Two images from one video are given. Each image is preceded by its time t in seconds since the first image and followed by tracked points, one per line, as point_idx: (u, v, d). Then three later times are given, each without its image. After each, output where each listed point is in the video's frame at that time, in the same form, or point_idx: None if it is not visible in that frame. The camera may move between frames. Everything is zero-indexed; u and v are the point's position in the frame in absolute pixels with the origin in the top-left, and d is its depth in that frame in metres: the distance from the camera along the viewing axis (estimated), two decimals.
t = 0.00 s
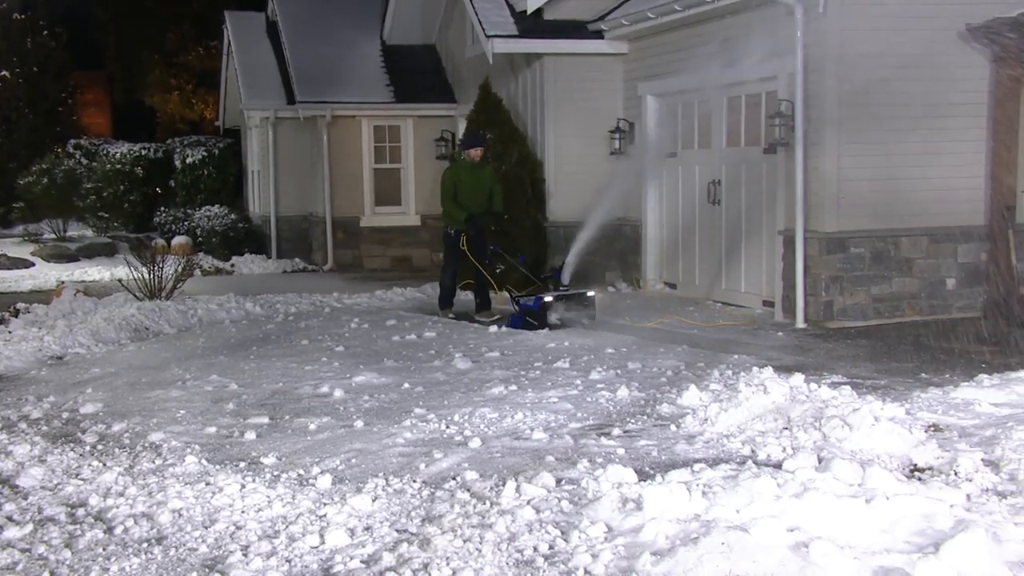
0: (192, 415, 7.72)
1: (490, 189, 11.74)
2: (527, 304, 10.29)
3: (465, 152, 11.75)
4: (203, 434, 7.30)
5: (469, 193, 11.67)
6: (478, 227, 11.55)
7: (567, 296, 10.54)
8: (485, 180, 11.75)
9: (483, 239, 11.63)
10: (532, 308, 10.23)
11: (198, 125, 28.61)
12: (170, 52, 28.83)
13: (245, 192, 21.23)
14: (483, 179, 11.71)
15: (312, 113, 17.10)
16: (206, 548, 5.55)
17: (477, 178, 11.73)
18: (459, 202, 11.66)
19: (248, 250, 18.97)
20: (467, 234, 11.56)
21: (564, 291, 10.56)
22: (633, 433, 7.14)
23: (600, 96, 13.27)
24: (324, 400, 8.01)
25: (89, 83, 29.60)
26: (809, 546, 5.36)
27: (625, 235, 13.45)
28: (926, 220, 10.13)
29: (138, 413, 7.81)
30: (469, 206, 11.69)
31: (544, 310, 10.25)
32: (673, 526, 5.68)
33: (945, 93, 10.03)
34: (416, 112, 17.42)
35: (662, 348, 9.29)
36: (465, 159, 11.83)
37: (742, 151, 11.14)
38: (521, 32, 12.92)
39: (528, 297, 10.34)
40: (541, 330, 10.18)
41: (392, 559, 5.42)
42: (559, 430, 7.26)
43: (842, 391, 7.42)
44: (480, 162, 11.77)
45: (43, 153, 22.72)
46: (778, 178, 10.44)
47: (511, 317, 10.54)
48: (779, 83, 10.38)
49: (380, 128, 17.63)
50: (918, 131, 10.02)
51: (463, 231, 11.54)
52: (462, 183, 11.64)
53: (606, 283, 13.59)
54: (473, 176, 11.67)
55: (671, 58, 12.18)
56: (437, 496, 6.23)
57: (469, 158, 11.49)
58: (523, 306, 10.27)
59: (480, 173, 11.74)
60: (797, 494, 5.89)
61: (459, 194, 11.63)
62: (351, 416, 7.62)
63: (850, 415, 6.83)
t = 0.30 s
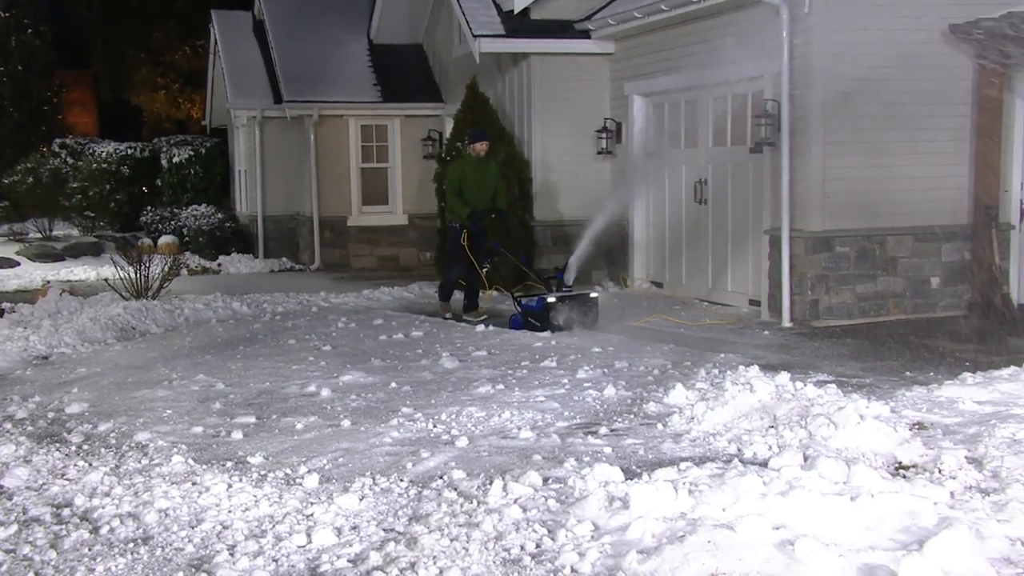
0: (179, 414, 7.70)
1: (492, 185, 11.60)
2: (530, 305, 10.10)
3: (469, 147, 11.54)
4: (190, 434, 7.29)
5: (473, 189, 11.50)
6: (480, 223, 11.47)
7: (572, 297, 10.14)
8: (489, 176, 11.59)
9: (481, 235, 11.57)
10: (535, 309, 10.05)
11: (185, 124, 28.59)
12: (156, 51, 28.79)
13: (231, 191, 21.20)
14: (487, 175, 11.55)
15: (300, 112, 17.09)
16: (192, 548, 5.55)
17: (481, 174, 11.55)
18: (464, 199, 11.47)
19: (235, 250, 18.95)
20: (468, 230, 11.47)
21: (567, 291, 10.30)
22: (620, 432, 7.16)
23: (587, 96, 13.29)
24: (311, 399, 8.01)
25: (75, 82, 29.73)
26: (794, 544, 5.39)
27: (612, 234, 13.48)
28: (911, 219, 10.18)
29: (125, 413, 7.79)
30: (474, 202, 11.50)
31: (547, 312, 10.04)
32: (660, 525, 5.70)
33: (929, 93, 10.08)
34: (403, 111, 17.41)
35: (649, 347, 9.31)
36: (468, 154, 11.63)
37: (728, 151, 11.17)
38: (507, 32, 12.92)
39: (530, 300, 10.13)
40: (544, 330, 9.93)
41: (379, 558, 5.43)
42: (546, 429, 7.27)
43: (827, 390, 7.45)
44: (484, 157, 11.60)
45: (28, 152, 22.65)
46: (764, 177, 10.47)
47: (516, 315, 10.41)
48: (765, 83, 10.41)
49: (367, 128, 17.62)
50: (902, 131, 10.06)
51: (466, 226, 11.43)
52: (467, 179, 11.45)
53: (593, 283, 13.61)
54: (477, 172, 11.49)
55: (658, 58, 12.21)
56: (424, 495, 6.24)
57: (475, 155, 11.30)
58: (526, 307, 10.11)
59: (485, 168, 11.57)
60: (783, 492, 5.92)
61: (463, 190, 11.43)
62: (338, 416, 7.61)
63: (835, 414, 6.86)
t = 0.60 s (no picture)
0: (162, 414, 7.71)
1: (488, 186, 11.56)
2: (529, 306, 9.89)
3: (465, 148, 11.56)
4: (173, 434, 7.29)
5: (469, 190, 11.49)
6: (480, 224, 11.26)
7: (571, 298, 9.85)
8: (485, 177, 11.57)
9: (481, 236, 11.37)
10: (533, 310, 9.84)
11: (167, 123, 28.56)
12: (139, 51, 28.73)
13: (215, 191, 21.16)
14: (483, 175, 11.53)
15: (283, 113, 17.07)
16: (175, 547, 5.55)
17: (477, 175, 11.55)
18: (460, 199, 11.46)
19: (218, 250, 18.94)
20: (467, 232, 11.27)
21: (565, 292, 10.03)
22: (602, 430, 7.20)
23: (570, 96, 13.33)
24: (294, 399, 8.02)
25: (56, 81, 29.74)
26: (775, 541, 5.44)
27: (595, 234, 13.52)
28: (891, 219, 10.25)
29: (107, 413, 7.79)
30: (470, 202, 11.50)
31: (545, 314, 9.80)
32: (642, 523, 5.74)
33: (909, 94, 10.14)
34: (387, 112, 17.41)
35: (631, 346, 9.35)
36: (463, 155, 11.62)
37: (710, 151, 11.22)
38: (490, 32, 12.95)
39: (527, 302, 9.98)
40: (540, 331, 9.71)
41: (362, 557, 5.44)
42: (529, 428, 7.30)
43: (808, 388, 7.50)
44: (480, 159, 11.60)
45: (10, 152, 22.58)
46: (746, 178, 10.53)
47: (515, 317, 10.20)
48: (746, 83, 10.46)
49: (350, 128, 17.61)
50: (883, 131, 10.11)
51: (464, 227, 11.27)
52: (463, 180, 11.45)
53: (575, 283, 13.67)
54: (473, 172, 11.47)
55: (640, 58, 12.25)
56: (408, 494, 6.26)
57: (470, 154, 11.29)
58: (524, 308, 9.90)
59: (480, 169, 11.56)
60: (764, 490, 5.97)
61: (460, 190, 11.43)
62: (321, 416, 7.62)
63: (816, 412, 6.92)
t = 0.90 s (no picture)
0: (143, 414, 7.70)
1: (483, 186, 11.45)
2: (529, 308, 9.69)
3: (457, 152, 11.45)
4: (154, 434, 7.29)
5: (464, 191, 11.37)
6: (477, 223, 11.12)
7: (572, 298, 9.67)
8: (479, 177, 11.48)
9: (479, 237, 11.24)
10: (533, 312, 9.63)
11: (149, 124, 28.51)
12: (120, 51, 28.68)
13: (197, 191, 21.12)
14: (477, 176, 11.44)
15: (265, 113, 17.05)
16: (156, 548, 5.56)
17: (471, 176, 11.46)
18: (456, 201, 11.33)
19: (200, 250, 18.90)
20: (463, 233, 11.07)
21: (565, 293, 9.84)
22: (583, 429, 7.23)
23: (551, 97, 13.37)
24: (276, 399, 8.02)
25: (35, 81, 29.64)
26: (755, 539, 5.48)
27: (576, 234, 13.56)
28: (870, 219, 10.31)
29: (88, 413, 7.78)
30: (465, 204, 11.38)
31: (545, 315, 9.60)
32: (622, 521, 5.77)
33: (886, 95, 10.22)
34: (369, 111, 17.42)
35: (613, 345, 9.38)
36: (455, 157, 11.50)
37: (691, 151, 11.27)
38: (471, 32, 12.98)
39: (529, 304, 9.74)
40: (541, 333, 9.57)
41: (343, 557, 5.46)
42: (511, 427, 7.33)
43: (787, 386, 7.55)
44: (472, 161, 11.52)
45: None
46: (726, 178, 10.59)
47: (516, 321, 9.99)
48: (726, 84, 10.51)
49: (333, 128, 17.60)
50: (861, 132, 10.18)
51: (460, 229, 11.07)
52: (456, 181, 11.34)
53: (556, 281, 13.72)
54: (466, 172, 11.38)
55: (620, 58, 12.30)
56: (389, 493, 6.28)
57: (462, 154, 11.20)
58: (525, 310, 9.70)
59: (473, 171, 11.46)
60: (743, 487, 6.01)
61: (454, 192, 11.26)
62: (303, 415, 7.63)
63: (795, 410, 6.97)
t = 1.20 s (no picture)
0: (124, 414, 7.72)
1: (478, 184, 11.03)
2: (531, 309, 9.49)
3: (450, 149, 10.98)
4: (136, 433, 7.31)
5: (460, 191, 10.95)
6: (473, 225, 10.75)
7: (575, 301, 9.56)
8: (473, 176, 11.04)
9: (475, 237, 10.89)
10: (536, 314, 9.45)
11: (131, 124, 28.51)
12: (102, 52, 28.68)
13: (179, 190, 21.10)
14: (472, 175, 10.99)
15: (247, 113, 17.06)
16: (138, 547, 5.59)
17: (465, 175, 11.01)
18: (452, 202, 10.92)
19: (183, 249, 18.89)
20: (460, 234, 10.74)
21: (569, 295, 9.72)
22: (564, 427, 7.29)
23: (531, 97, 13.43)
24: (258, 398, 8.05)
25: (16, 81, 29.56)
26: (733, 535, 5.55)
27: (557, 233, 13.62)
28: (847, 218, 10.41)
29: (69, 413, 7.80)
30: (461, 205, 10.96)
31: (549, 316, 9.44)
32: (602, 518, 5.84)
33: (862, 96, 10.32)
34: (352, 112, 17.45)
35: (593, 344, 9.44)
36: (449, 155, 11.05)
37: (670, 151, 11.35)
38: (453, 34, 13.04)
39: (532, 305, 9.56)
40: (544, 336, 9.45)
41: (325, 555, 5.50)
42: (492, 426, 7.38)
43: (765, 384, 7.63)
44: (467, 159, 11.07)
45: None
46: (704, 179, 10.68)
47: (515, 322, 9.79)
48: (705, 85, 10.58)
49: (315, 128, 17.62)
50: (838, 132, 10.27)
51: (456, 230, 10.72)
52: (450, 181, 10.92)
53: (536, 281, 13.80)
54: (460, 172, 10.93)
55: (600, 60, 12.37)
56: (371, 492, 6.32)
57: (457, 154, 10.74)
58: (526, 312, 9.51)
59: (469, 169, 11.00)
60: (722, 484, 6.08)
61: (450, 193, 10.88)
62: (285, 414, 7.67)
63: (772, 408, 7.05)
